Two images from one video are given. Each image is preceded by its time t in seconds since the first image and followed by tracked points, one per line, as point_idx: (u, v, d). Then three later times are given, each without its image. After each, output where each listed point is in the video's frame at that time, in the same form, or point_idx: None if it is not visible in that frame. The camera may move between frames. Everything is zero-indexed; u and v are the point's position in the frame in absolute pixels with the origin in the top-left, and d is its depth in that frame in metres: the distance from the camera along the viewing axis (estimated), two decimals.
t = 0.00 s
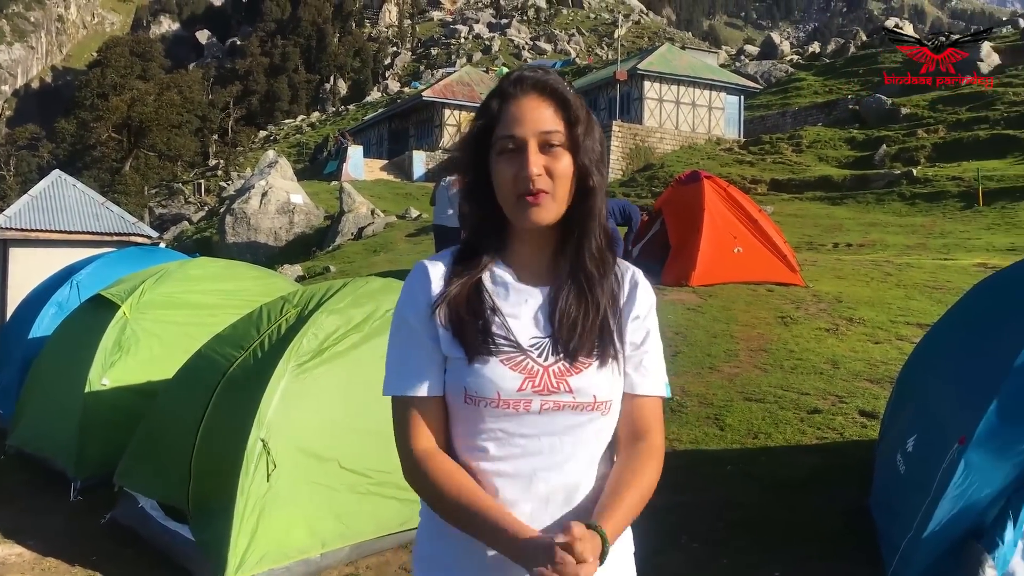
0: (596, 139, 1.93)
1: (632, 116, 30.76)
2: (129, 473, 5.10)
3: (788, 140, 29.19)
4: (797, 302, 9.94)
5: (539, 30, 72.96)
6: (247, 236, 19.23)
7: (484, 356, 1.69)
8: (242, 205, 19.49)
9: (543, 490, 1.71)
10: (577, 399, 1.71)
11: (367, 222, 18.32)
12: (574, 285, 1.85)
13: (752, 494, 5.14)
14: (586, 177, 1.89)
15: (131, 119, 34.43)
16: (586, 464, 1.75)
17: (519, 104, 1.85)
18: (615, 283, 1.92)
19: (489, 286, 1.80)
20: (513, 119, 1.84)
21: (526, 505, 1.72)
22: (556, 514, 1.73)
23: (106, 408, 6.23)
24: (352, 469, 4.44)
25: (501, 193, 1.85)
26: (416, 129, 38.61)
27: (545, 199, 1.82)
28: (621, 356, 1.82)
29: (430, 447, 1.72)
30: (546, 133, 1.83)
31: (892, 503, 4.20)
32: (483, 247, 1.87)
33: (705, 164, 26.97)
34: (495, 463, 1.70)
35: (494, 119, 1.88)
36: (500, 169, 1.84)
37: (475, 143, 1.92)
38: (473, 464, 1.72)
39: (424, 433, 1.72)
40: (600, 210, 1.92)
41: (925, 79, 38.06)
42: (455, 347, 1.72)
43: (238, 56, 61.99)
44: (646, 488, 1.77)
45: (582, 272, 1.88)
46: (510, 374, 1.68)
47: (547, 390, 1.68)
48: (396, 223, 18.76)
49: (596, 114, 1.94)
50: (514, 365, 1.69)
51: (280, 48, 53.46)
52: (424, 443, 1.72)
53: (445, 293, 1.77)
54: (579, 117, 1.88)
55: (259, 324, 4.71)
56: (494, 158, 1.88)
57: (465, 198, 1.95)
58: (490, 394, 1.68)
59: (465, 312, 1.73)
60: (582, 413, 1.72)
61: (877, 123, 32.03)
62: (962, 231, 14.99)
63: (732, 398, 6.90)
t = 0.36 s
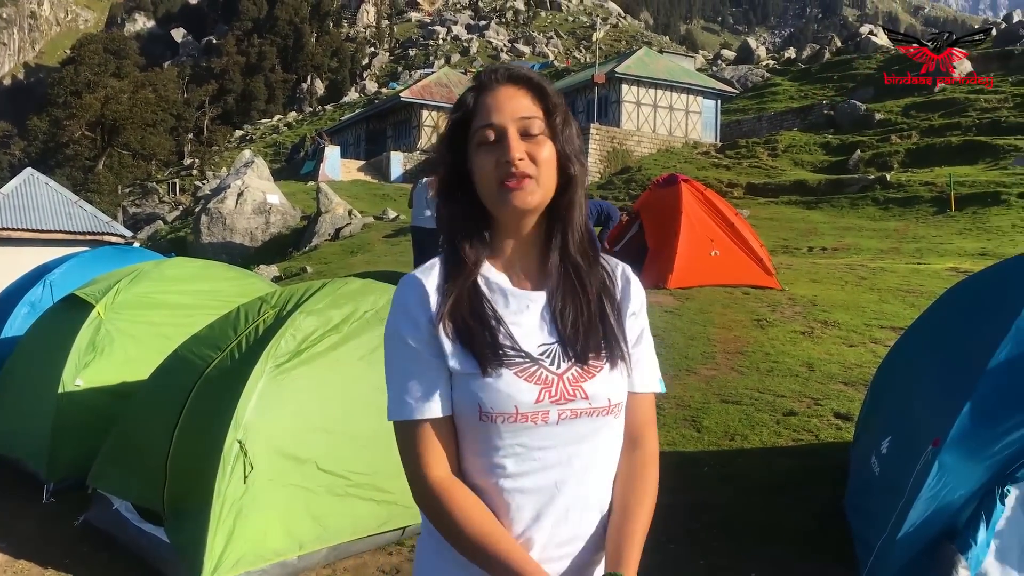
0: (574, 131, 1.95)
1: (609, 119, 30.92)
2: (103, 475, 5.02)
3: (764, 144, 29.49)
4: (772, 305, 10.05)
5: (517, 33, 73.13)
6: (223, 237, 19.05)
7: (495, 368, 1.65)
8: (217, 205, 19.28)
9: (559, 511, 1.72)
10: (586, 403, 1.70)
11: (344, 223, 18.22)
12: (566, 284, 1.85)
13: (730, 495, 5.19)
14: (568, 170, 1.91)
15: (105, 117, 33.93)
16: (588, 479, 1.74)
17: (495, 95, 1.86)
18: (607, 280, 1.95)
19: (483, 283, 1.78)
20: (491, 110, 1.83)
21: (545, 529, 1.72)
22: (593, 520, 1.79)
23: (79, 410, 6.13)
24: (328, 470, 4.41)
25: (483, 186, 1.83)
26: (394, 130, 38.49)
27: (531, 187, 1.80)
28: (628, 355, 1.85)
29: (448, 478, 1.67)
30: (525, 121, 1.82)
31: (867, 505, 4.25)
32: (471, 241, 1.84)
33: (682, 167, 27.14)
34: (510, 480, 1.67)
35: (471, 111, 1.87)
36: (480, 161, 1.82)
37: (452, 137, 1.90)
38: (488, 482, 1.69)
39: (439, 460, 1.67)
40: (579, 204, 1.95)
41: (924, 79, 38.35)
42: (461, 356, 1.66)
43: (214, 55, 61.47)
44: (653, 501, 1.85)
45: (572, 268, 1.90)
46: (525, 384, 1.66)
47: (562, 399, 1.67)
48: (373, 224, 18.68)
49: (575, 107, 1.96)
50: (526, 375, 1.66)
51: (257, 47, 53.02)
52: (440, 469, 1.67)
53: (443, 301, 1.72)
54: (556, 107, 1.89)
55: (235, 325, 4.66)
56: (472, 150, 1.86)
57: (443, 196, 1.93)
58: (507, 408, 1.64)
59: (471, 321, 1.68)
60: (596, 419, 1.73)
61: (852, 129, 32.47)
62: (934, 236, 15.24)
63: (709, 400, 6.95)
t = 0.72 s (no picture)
0: (585, 134, 1.93)
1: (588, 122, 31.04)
2: (78, 477, 4.95)
3: (741, 149, 29.77)
4: (750, 308, 10.13)
5: (496, 35, 73.23)
6: (199, 237, 18.85)
7: (516, 374, 1.58)
8: (193, 205, 19.08)
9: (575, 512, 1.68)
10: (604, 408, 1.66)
11: (322, 224, 18.11)
12: (576, 288, 1.83)
13: (709, 497, 5.21)
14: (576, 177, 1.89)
15: (80, 116, 33.43)
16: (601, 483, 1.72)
17: (507, 93, 1.81)
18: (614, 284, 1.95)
19: (496, 286, 1.73)
20: (502, 107, 1.79)
21: (562, 539, 1.67)
22: (606, 524, 1.76)
23: (54, 411, 6.03)
24: (307, 472, 4.37)
25: (490, 186, 1.78)
26: (373, 131, 38.34)
27: (540, 188, 1.76)
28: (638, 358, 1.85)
29: (450, 482, 1.59)
30: (537, 122, 1.78)
31: (845, 508, 4.29)
32: (480, 242, 1.78)
33: (660, 170, 27.30)
34: (527, 488, 1.61)
35: (482, 110, 1.82)
36: (489, 160, 1.77)
37: (459, 135, 1.85)
38: (502, 492, 1.62)
39: (452, 468, 1.58)
40: (584, 207, 1.93)
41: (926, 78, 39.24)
42: (482, 363, 1.59)
43: (191, 54, 60.92)
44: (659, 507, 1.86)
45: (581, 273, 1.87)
46: (546, 390, 1.60)
47: (582, 407, 1.62)
48: (351, 226, 18.59)
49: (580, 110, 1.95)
50: (547, 382, 1.60)
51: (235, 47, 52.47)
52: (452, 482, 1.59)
53: (458, 306, 1.64)
54: (567, 109, 1.87)
55: (215, 326, 4.61)
56: (481, 149, 1.81)
57: (449, 194, 1.87)
58: (531, 417, 1.57)
59: (490, 329, 1.62)
60: (613, 423, 1.70)
61: (828, 134, 32.88)
62: (908, 241, 15.46)
63: (687, 402, 6.99)
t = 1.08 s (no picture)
0: (571, 124, 1.84)
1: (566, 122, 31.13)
2: (49, 477, 4.87)
3: (716, 150, 30.04)
4: (725, 309, 10.23)
5: (474, 34, 73.23)
6: (172, 235, 18.64)
7: (526, 388, 1.50)
8: (166, 203, 18.86)
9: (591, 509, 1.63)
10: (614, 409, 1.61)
11: (297, 222, 17.98)
12: (573, 286, 1.74)
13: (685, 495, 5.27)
14: (566, 165, 1.80)
15: (51, 111, 32.84)
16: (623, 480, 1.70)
17: (487, 83, 1.74)
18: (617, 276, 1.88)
19: (492, 287, 1.65)
20: (481, 97, 1.72)
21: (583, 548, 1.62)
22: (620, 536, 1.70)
23: (25, 410, 5.92)
24: (283, 471, 4.34)
25: (475, 181, 1.70)
26: (350, 129, 38.16)
27: (525, 178, 1.67)
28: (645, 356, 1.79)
29: (451, 497, 1.50)
30: (517, 111, 1.69)
31: (817, 507, 4.34)
32: (469, 241, 1.70)
33: (637, 171, 27.46)
34: (545, 499, 1.55)
35: (461, 103, 1.75)
36: (471, 153, 1.69)
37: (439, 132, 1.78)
38: (512, 503, 1.55)
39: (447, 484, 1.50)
40: (580, 198, 1.84)
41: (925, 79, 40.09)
42: (487, 376, 1.50)
43: (164, 50, 60.20)
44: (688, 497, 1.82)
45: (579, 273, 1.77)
46: (553, 398, 1.53)
47: (595, 414, 1.57)
48: (327, 224, 18.50)
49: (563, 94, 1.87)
50: (558, 392, 1.53)
51: (210, 43, 51.91)
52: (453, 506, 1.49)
53: (457, 313, 1.54)
54: (550, 94, 1.79)
55: (190, 324, 4.56)
56: (464, 142, 1.73)
57: (435, 193, 1.80)
58: (543, 429, 1.50)
59: (493, 339, 1.53)
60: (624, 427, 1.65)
61: (802, 136, 33.30)
62: (879, 242, 15.71)
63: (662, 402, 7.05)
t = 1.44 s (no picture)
0: (577, 142, 1.75)
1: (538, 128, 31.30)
2: (12, 485, 4.77)
3: (687, 157, 30.35)
4: (697, 314, 10.33)
5: (446, 39, 73.43)
6: (140, 239, 18.45)
7: (512, 403, 1.47)
8: (135, 207, 18.67)
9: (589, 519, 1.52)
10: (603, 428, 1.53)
11: (268, 227, 17.81)
12: (566, 310, 1.63)
13: (657, 499, 5.29)
14: (567, 189, 1.70)
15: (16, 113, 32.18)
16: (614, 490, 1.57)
17: (492, 101, 1.65)
18: (621, 294, 1.76)
19: (482, 308, 1.60)
20: (484, 116, 1.64)
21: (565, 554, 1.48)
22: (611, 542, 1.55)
23: None
24: (253, 479, 4.28)
25: (472, 201, 1.64)
26: (322, 133, 37.91)
27: (522, 207, 1.60)
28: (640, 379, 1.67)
29: (405, 479, 1.47)
30: (518, 132, 1.62)
31: (786, 509, 4.39)
32: (462, 265, 1.65)
33: (609, 177, 27.64)
34: (528, 515, 1.47)
35: (463, 116, 1.68)
36: (468, 174, 1.63)
37: (440, 143, 1.73)
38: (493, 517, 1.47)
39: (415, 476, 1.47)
40: (582, 218, 1.73)
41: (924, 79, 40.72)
42: (469, 388, 1.47)
43: (133, 52, 59.49)
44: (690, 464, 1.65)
45: (577, 297, 1.66)
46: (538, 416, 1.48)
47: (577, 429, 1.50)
48: (298, 229, 18.37)
49: (576, 113, 1.77)
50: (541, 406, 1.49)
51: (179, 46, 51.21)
52: (412, 504, 1.45)
53: (440, 326, 1.50)
54: (558, 116, 1.68)
55: (158, 330, 4.49)
56: (463, 160, 1.67)
57: (433, 204, 1.75)
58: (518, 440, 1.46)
59: (475, 352, 1.49)
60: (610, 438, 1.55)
61: (771, 143, 33.79)
62: (847, 249, 15.98)
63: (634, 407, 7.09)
